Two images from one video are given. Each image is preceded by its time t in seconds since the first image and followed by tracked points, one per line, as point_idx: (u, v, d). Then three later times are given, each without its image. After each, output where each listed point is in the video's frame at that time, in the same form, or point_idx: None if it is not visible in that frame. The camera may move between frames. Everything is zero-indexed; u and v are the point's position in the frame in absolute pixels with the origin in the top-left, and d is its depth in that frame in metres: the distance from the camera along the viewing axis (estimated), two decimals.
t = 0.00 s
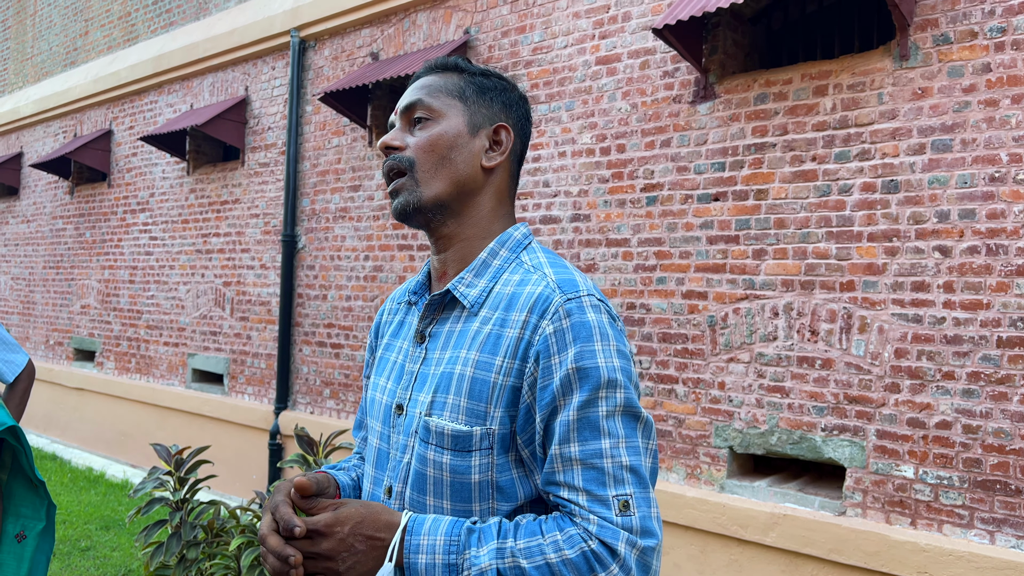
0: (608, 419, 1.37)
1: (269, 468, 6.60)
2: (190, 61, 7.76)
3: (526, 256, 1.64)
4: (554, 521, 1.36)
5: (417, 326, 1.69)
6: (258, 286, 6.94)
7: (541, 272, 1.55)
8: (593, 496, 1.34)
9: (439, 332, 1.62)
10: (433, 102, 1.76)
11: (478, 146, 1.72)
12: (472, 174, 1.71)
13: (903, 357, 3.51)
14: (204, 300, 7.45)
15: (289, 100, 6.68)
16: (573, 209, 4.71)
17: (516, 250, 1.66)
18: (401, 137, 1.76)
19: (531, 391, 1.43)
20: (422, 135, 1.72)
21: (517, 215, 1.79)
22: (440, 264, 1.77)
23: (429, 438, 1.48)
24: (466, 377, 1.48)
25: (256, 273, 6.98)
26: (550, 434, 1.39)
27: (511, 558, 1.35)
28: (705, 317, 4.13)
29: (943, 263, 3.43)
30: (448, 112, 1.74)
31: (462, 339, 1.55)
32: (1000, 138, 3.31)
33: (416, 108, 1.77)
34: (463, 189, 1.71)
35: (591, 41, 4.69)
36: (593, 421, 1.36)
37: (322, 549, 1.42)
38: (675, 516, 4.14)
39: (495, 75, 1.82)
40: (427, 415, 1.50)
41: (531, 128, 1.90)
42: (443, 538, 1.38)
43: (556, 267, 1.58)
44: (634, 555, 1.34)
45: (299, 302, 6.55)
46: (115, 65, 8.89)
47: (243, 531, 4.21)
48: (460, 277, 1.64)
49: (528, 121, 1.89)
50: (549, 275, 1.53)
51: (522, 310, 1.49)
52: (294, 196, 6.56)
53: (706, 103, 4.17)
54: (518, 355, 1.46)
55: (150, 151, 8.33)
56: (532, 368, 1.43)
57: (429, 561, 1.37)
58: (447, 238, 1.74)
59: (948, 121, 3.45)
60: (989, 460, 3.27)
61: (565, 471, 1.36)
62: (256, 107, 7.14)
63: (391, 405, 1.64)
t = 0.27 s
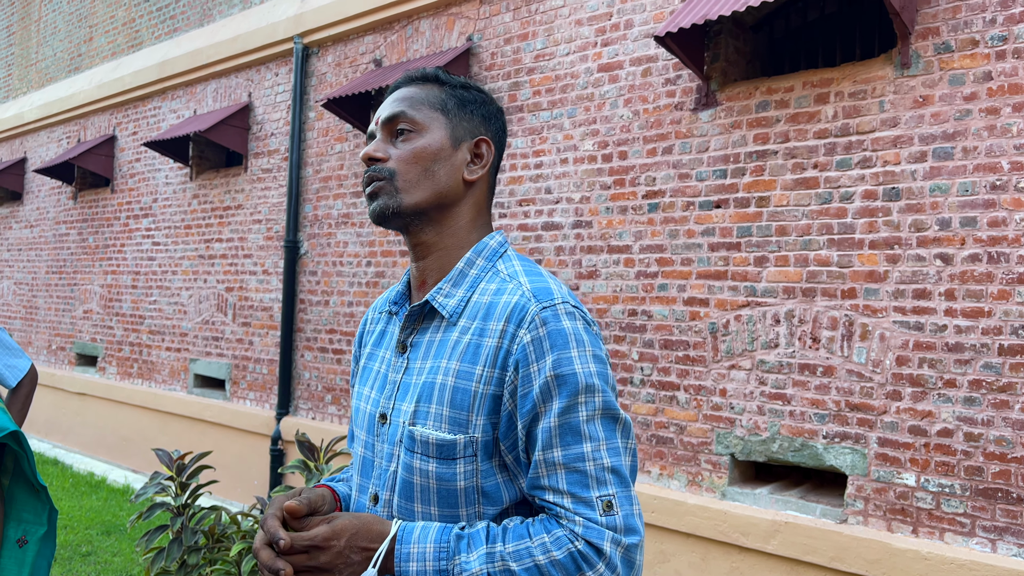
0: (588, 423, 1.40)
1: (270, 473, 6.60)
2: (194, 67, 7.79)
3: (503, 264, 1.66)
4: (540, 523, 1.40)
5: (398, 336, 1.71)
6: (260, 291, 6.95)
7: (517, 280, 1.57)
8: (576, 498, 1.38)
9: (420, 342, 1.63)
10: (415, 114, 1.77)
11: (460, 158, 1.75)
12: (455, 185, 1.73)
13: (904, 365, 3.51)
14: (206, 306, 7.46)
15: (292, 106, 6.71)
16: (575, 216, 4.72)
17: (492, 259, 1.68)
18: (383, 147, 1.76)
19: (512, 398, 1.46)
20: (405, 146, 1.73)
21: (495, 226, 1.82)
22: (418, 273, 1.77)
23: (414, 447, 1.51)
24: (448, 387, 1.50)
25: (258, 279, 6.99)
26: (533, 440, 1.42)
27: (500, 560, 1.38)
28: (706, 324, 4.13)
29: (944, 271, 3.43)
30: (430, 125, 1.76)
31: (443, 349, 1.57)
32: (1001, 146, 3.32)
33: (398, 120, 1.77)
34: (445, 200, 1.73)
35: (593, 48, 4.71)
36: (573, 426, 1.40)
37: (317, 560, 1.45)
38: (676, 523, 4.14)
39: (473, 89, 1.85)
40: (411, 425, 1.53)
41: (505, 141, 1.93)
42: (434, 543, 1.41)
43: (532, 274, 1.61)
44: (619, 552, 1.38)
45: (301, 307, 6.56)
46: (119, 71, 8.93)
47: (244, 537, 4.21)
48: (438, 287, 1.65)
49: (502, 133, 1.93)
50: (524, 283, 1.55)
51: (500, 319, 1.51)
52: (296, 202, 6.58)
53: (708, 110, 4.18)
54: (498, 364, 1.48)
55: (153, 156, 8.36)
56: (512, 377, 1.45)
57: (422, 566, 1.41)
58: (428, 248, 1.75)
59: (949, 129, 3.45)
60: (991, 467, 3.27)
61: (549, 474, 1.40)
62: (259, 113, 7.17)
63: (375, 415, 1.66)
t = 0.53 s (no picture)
0: (558, 426, 1.42)
1: (269, 479, 6.60)
2: (196, 72, 7.81)
3: (470, 275, 1.67)
4: (516, 522, 1.41)
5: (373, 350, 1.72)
6: (261, 296, 6.96)
7: (485, 291, 1.58)
8: (549, 498, 1.39)
9: (393, 356, 1.65)
10: (373, 137, 1.76)
11: (421, 178, 1.76)
12: (419, 205, 1.75)
13: (904, 373, 3.51)
14: (207, 311, 7.47)
15: (294, 112, 6.72)
16: (576, 222, 4.73)
17: (459, 271, 1.69)
18: (344, 173, 1.76)
19: (483, 405, 1.47)
20: (367, 171, 1.74)
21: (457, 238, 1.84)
22: (387, 292, 1.79)
23: (392, 456, 1.52)
24: (423, 398, 1.51)
25: (259, 284, 7.00)
26: (505, 444, 1.44)
27: (478, 559, 1.40)
28: (707, 330, 4.14)
29: (944, 279, 3.43)
30: (389, 148, 1.76)
31: (416, 361, 1.58)
32: (1001, 155, 3.32)
33: (357, 144, 1.77)
34: (411, 221, 1.74)
35: (595, 55, 4.73)
36: (543, 429, 1.41)
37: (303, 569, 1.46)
38: (676, 530, 4.13)
39: (424, 104, 1.85)
40: (387, 435, 1.54)
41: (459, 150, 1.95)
42: (416, 546, 1.43)
43: (499, 284, 1.62)
44: (591, 548, 1.39)
45: (302, 313, 6.56)
46: (121, 76, 8.96)
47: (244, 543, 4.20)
48: (409, 302, 1.66)
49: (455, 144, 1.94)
50: (492, 294, 1.56)
51: (470, 329, 1.52)
52: (297, 207, 6.60)
53: (709, 118, 4.20)
54: (470, 372, 1.49)
55: (155, 161, 8.37)
56: (483, 385, 1.47)
57: (404, 568, 1.43)
58: (394, 267, 1.76)
59: (949, 137, 3.46)
60: (991, 476, 3.27)
61: (521, 476, 1.41)
62: (261, 119, 7.19)
63: (354, 427, 1.67)
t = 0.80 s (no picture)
0: (557, 406, 1.46)
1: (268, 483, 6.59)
2: (197, 76, 7.82)
3: (452, 273, 1.69)
4: (525, 502, 1.44)
5: (359, 355, 1.72)
6: (260, 300, 6.96)
7: (473, 286, 1.61)
8: (556, 476, 1.43)
9: (383, 358, 1.66)
10: (344, 151, 1.75)
11: (394, 186, 1.77)
12: (394, 214, 1.76)
13: (904, 379, 3.51)
14: (207, 314, 7.47)
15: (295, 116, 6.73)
16: (576, 227, 4.73)
17: (440, 270, 1.71)
18: (317, 188, 1.74)
19: (482, 393, 1.50)
20: (340, 185, 1.73)
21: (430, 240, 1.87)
22: (366, 300, 1.80)
23: (394, 452, 1.53)
24: (420, 393, 1.53)
25: (259, 287, 7.00)
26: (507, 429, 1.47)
27: (495, 542, 1.43)
28: (707, 336, 4.14)
29: (944, 285, 3.44)
30: (361, 160, 1.75)
31: (410, 360, 1.59)
32: (1001, 161, 3.33)
33: (327, 159, 1.75)
34: (388, 231, 1.75)
35: (595, 61, 4.74)
36: (544, 411, 1.45)
37: None
38: (675, 536, 4.12)
39: (388, 110, 1.84)
40: (387, 433, 1.55)
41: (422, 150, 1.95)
42: (433, 535, 1.46)
43: (484, 279, 1.65)
44: (600, 518, 1.44)
45: (301, 316, 6.56)
46: (122, 79, 8.97)
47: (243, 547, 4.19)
48: (394, 303, 1.67)
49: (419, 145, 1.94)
50: (480, 288, 1.59)
51: (462, 324, 1.55)
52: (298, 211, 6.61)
53: (709, 123, 4.20)
54: (466, 364, 1.52)
55: (155, 164, 8.38)
56: (481, 375, 1.50)
57: (423, 557, 1.46)
58: (373, 277, 1.77)
59: (949, 143, 3.47)
60: (990, 482, 3.27)
61: (527, 458, 1.45)
62: (262, 123, 7.19)
63: (346, 431, 1.68)
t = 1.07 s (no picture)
0: (568, 406, 1.48)
1: (266, 486, 6.58)
2: (196, 78, 7.83)
3: (453, 276, 1.70)
4: (538, 501, 1.46)
5: (359, 360, 1.71)
6: (259, 302, 6.95)
7: (479, 289, 1.63)
8: (568, 474, 1.45)
9: (387, 362, 1.65)
10: (342, 155, 1.74)
11: (392, 191, 1.77)
12: (393, 218, 1.77)
13: (903, 384, 3.51)
14: (205, 316, 7.46)
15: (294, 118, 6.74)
16: (575, 231, 4.74)
17: (441, 274, 1.72)
18: (316, 193, 1.74)
19: (491, 394, 1.51)
20: (339, 190, 1.72)
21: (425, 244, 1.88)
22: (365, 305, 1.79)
23: (403, 456, 1.53)
24: (428, 396, 1.53)
25: (257, 290, 6.99)
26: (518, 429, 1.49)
27: (510, 541, 1.44)
28: (705, 340, 4.14)
29: (943, 291, 3.44)
30: (360, 164, 1.75)
31: (415, 363, 1.59)
32: (1000, 167, 3.34)
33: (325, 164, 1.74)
34: (387, 236, 1.76)
35: (595, 65, 4.75)
36: (555, 411, 1.47)
37: None
38: (674, 540, 4.12)
39: (384, 113, 1.84)
40: (395, 437, 1.55)
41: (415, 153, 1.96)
42: (447, 538, 1.45)
43: (487, 282, 1.67)
44: (611, 514, 1.47)
45: (300, 319, 6.55)
46: (122, 81, 8.97)
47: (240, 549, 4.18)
48: (397, 308, 1.66)
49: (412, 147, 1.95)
50: (486, 291, 1.61)
51: (470, 327, 1.56)
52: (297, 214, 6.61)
53: (708, 128, 4.21)
54: (475, 366, 1.53)
55: (154, 166, 8.38)
56: (491, 377, 1.51)
57: (437, 560, 1.45)
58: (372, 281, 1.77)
59: (949, 149, 3.48)
60: (988, 488, 3.27)
61: (539, 457, 1.47)
62: (261, 125, 7.20)
63: (347, 437, 1.66)
